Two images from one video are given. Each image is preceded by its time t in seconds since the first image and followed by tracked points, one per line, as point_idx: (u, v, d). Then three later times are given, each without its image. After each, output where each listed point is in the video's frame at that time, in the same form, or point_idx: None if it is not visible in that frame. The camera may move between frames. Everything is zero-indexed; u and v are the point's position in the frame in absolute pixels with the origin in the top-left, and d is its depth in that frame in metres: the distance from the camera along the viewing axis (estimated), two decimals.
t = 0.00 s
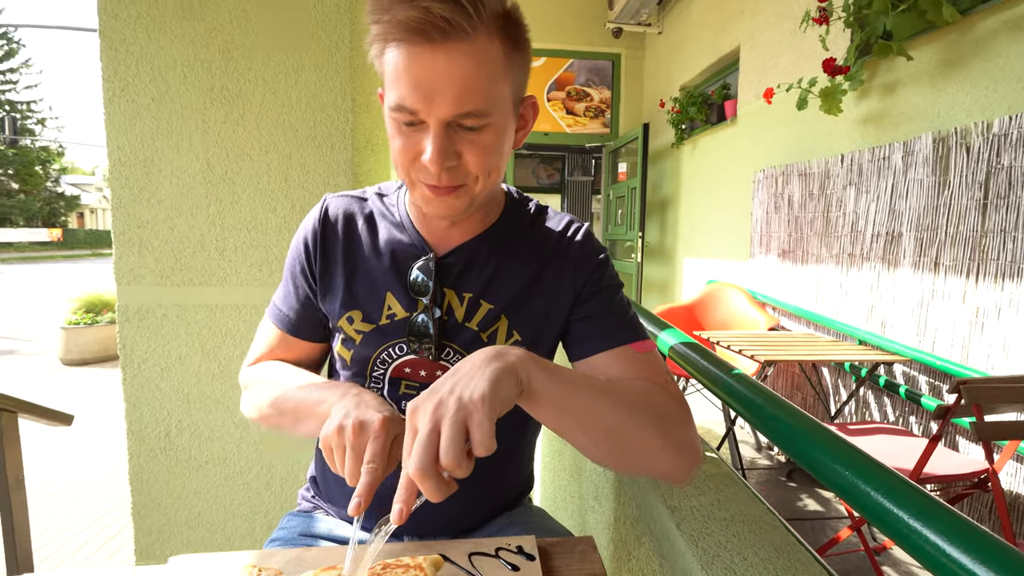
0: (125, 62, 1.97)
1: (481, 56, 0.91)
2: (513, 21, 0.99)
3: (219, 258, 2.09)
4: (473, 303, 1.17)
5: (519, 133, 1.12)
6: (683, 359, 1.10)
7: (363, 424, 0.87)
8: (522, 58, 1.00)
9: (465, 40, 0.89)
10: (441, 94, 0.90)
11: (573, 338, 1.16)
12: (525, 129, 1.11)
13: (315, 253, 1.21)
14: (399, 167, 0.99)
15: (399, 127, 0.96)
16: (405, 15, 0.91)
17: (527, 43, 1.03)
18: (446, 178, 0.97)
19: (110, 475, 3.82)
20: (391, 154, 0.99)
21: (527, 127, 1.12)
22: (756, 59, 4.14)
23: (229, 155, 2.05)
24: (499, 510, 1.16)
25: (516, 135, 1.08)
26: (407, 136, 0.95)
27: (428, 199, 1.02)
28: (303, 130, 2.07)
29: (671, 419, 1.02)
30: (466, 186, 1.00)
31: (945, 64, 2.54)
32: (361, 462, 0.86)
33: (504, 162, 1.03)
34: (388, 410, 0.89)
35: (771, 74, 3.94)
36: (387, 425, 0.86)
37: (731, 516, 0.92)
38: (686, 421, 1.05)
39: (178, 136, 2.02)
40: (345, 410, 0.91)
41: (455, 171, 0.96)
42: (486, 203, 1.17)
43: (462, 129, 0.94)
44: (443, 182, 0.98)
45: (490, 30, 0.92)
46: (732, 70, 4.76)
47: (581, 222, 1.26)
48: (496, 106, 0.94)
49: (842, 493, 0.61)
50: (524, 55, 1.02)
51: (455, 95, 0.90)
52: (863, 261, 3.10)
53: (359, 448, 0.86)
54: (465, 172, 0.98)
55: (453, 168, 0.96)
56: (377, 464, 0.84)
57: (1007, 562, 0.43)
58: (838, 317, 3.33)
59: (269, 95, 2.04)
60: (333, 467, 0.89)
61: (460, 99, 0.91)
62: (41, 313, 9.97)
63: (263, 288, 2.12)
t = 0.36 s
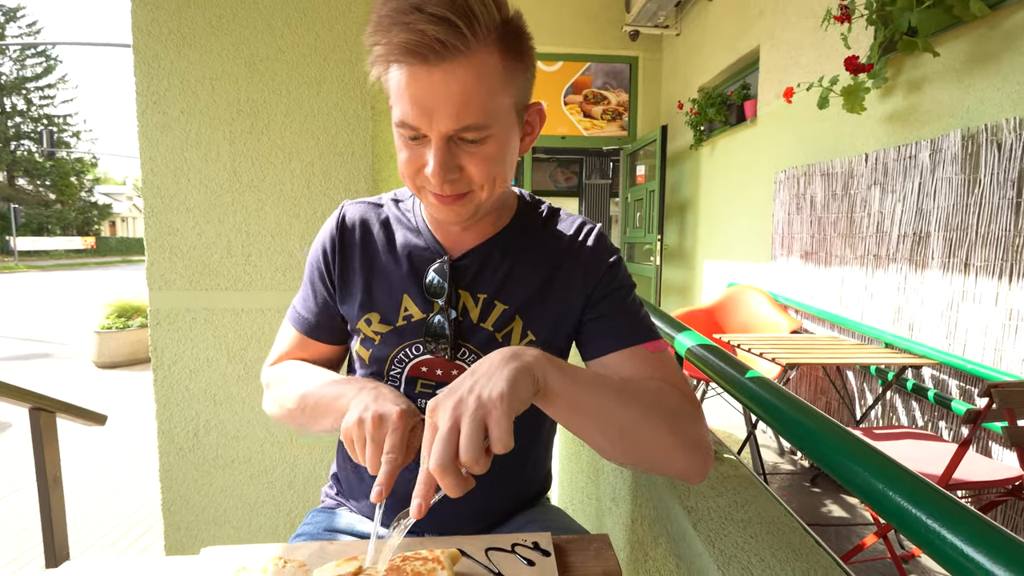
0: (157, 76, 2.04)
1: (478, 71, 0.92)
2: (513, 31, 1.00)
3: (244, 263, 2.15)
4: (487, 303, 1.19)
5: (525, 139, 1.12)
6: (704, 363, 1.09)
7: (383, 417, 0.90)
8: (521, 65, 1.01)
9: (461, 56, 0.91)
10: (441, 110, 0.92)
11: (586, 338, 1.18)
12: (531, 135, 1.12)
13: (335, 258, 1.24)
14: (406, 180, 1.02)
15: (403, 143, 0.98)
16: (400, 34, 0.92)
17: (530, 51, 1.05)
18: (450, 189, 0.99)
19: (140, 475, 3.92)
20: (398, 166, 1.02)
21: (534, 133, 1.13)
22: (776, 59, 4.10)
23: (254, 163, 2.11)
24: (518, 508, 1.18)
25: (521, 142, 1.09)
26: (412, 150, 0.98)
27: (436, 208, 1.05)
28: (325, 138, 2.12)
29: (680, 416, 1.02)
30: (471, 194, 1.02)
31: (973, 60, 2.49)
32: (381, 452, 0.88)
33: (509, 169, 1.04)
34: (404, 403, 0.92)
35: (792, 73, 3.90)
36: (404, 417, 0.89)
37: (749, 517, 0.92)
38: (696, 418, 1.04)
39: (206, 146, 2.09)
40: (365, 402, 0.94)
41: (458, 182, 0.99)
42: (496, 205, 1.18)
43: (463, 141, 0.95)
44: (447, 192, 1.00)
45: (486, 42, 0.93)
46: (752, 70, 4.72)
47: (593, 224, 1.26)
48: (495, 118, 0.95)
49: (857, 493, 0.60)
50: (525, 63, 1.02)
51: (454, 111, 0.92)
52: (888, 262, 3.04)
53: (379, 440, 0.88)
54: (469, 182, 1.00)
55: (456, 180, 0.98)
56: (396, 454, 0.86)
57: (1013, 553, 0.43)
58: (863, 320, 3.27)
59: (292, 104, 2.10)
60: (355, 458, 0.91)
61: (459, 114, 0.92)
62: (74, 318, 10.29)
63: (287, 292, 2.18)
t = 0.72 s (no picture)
0: (167, 73, 2.06)
1: (454, 72, 0.92)
2: (486, 25, 1.00)
3: (253, 258, 2.17)
4: (481, 298, 1.20)
5: (508, 133, 1.13)
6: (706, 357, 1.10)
7: (336, 385, 0.93)
8: (499, 61, 1.01)
9: (436, 58, 0.91)
10: (419, 112, 0.92)
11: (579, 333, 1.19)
12: (513, 129, 1.12)
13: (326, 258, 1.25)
14: (392, 180, 1.03)
15: (387, 144, 0.99)
16: (374, 38, 0.92)
17: (506, 46, 1.04)
18: (434, 189, 1.00)
19: (150, 466, 3.96)
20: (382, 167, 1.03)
21: (517, 127, 1.13)
22: (785, 56, 4.08)
23: (262, 159, 2.13)
24: (521, 499, 1.20)
25: (504, 136, 1.10)
26: (395, 152, 0.99)
27: (422, 207, 1.05)
28: (332, 134, 2.14)
29: (662, 407, 1.05)
30: (455, 192, 1.02)
31: (984, 57, 2.48)
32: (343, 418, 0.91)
33: (492, 166, 1.05)
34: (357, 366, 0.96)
35: (801, 70, 3.87)
36: (359, 380, 0.93)
37: (751, 512, 0.93)
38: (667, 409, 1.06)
39: (216, 142, 2.11)
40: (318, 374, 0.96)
41: (442, 181, 0.99)
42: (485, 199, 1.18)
43: (445, 140, 0.96)
44: (432, 192, 1.01)
45: (460, 41, 0.93)
46: (760, 67, 4.70)
47: (581, 217, 1.26)
48: (475, 116, 0.96)
49: (859, 490, 0.61)
50: (502, 58, 1.02)
51: (432, 112, 0.92)
52: (895, 261, 3.03)
53: (339, 405, 0.92)
54: (454, 179, 1.00)
55: (440, 179, 0.99)
56: (357, 414, 0.90)
57: (1006, 547, 0.44)
58: (869, 319, 3.27)
59: (300, 100, 2.12)
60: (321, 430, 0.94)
61: (437, 114, 0.93)
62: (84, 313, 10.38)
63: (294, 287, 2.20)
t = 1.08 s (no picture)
0: (177, 67, 2.08)
1: (445, 67, 0.93)
2: (473, 20, 1.01)
3: (263, 249, 2.20)
4: (466, 280, 1.21)
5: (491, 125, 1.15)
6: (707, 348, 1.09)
7: (222, 402, 0.88)
8: (485, 56, 1.03)
9: (427, 52, 0.92)
10: (408, 106, 0.93)
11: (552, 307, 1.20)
12: (497, 121, 1.15)
13: (298, 257, 1.24)
14: (378, 172, 1.03)
15: (374, 137, 0.99)
16: (365, 33, 0.92)
17: (489, 38, 1.06)
18: (422, 183, 1.00)
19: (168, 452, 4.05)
20: (369, 160, 1.03)
21: (500, 118, 1.15)
22: (797, 40, 4.02)
23: (272, 152, 2.15)
24: (522, 481, 1.23)
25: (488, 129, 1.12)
26: (382, 144, 0.99)
27: (408, 200, 1.06)
28: (340, 126, 2.16)
29: (624, 382, 1.05)
30: (441, 186, 1.03)
31: (1003, 39, 2.43)
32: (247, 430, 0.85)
33: (477, 159, 1.06)
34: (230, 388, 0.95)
35: (814, 53, 3.81)
36: (249, 394, 0.89)
37: (751, 495, 0.95)
38: (639, 383, 1.08)
39: (225, 135, 2.13)
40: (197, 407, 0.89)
41: (430, 175, 0.99)
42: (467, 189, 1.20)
43: (432, 134, 0.96)
44: (418, 186, 1.01)
45: (451, 37, 0.94)
46: (772, 51, 4.63)
47: (555, 194, 1.28)
48: (463, 110, 0.97)
49: (853, 472, 0.59)
50: (487, 52, 1.04)
51: (421, 106, 0.93)
52: (908, 247, 3.00)
53: (232, 421, 0.86)
54: (441, 173, 1.01)
55: (428, 173, 0.99)
56: (260, 423, 0.85)
57: (1000, 530, 0.42)
58: (880, 306, 3.25)
59: (308, 92, 2.13)
60: (233, 463, 0.83)
61: (427, 108, 0.93)
62: (99, 303, 10.55)
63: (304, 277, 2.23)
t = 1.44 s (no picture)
0: (171, 52, 2.06)
1: (406, 43, 0.92)
2: None
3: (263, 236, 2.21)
4: (447, 264, 1.21)
5: (461, 102, 1.15)
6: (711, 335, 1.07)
7: (190, 427, 0.82)
8: (446, 30, 1.01)
9: (383, 28, 0.90)
10: (371, 87, 0.92)
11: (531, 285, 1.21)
12: (466, 98, 1.15)
13: (272, 247, 1.23)
14: (349, 157, 1.03)
15: (341, 121, 0.98)
16: (319, 12, 0.90)
17: (449, 12, 1.04)
18: (393, 167, 1.00)
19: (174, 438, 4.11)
20: (339, 145, 1.03)
21: (468, 96, 1.15)
22: (800, 19, 3.96)
23: (269, 138, 2.15)
24: (515, 463, 1.25)
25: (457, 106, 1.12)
26: (349, 128, 0.98)
27: (380, 184, 1.06)
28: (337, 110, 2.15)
29: (607, 356, 1.09)
30: (414, 168, 1.03)
31: (1009, 16, 2.40)
32: (223, 454, 0.80)
33: (446, 139, 1.06)
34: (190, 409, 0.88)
35: (817, 33, 3.76)
36: (220, 417, 0.84)
37: (748, 478, 0.96)
38: (622, 358, 1.12)
39: (222, 122, 2.13)
40: (160, 433, 0.81)
41: (401, 158, 1.00)
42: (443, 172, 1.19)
43: (400, 115, 0.96)
44: (390, 169, 1.01)
45: (409, 11, 0.92)
46: (774, 31, 4.57)
47: (531, 168, 1.28)
48: (428, 88, 0.96)
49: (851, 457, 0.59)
50: (448, 25, 1.02)
51: (385, 87, 0.92)
52: (909, 229, 2.99)
53: (206, 446, 0.81)
54: (412, 155, 1.01)
55: (399, 155, 0.99)
56: (241, 447, 0.81)
57: (1003, 517, 0.42)
58: (880, 289, 3.25)
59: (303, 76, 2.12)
60: (214, 492, 0.77)
61: (390, 89, 0.92)
62: (101, 289, 10.60)
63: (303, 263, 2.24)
